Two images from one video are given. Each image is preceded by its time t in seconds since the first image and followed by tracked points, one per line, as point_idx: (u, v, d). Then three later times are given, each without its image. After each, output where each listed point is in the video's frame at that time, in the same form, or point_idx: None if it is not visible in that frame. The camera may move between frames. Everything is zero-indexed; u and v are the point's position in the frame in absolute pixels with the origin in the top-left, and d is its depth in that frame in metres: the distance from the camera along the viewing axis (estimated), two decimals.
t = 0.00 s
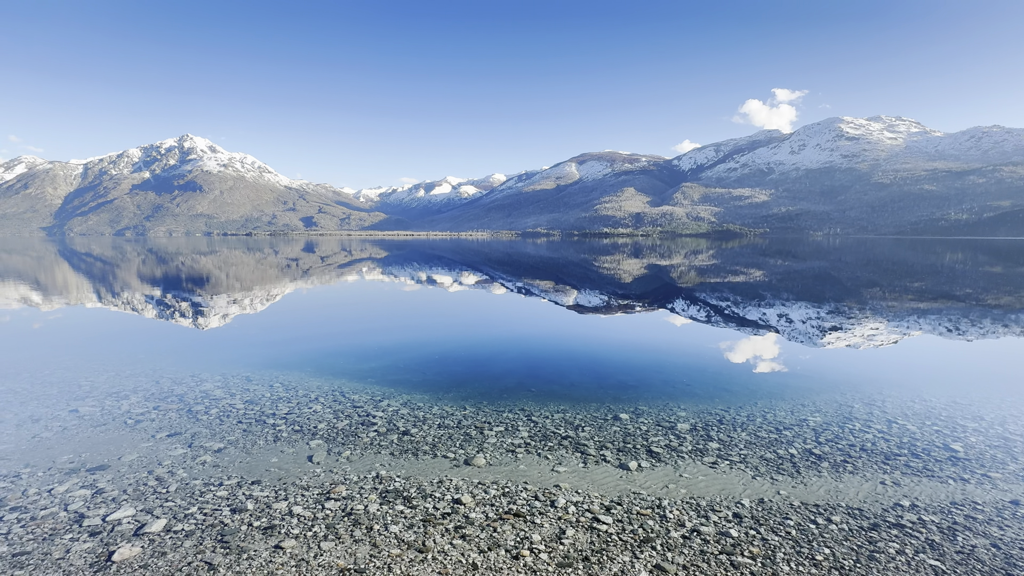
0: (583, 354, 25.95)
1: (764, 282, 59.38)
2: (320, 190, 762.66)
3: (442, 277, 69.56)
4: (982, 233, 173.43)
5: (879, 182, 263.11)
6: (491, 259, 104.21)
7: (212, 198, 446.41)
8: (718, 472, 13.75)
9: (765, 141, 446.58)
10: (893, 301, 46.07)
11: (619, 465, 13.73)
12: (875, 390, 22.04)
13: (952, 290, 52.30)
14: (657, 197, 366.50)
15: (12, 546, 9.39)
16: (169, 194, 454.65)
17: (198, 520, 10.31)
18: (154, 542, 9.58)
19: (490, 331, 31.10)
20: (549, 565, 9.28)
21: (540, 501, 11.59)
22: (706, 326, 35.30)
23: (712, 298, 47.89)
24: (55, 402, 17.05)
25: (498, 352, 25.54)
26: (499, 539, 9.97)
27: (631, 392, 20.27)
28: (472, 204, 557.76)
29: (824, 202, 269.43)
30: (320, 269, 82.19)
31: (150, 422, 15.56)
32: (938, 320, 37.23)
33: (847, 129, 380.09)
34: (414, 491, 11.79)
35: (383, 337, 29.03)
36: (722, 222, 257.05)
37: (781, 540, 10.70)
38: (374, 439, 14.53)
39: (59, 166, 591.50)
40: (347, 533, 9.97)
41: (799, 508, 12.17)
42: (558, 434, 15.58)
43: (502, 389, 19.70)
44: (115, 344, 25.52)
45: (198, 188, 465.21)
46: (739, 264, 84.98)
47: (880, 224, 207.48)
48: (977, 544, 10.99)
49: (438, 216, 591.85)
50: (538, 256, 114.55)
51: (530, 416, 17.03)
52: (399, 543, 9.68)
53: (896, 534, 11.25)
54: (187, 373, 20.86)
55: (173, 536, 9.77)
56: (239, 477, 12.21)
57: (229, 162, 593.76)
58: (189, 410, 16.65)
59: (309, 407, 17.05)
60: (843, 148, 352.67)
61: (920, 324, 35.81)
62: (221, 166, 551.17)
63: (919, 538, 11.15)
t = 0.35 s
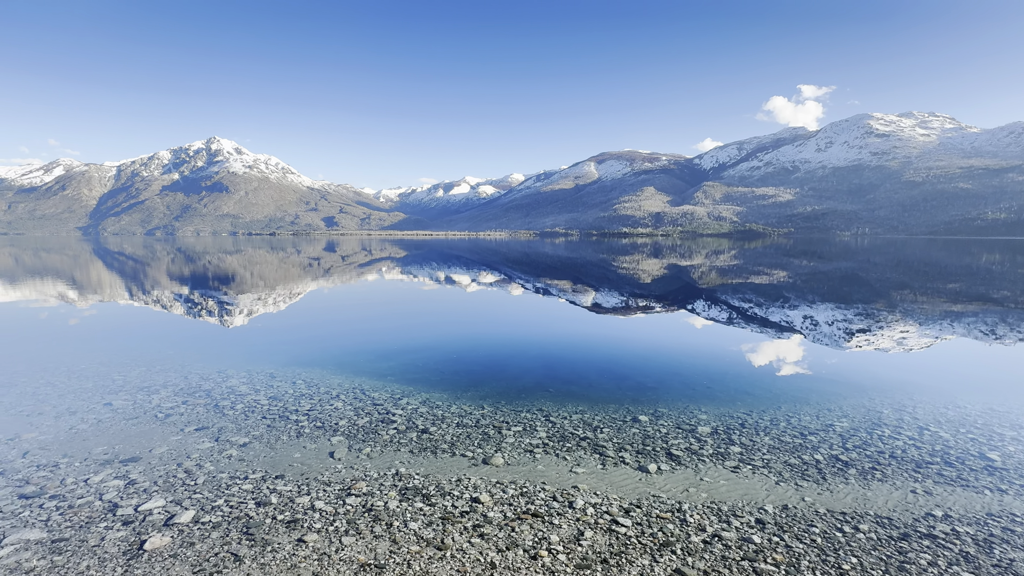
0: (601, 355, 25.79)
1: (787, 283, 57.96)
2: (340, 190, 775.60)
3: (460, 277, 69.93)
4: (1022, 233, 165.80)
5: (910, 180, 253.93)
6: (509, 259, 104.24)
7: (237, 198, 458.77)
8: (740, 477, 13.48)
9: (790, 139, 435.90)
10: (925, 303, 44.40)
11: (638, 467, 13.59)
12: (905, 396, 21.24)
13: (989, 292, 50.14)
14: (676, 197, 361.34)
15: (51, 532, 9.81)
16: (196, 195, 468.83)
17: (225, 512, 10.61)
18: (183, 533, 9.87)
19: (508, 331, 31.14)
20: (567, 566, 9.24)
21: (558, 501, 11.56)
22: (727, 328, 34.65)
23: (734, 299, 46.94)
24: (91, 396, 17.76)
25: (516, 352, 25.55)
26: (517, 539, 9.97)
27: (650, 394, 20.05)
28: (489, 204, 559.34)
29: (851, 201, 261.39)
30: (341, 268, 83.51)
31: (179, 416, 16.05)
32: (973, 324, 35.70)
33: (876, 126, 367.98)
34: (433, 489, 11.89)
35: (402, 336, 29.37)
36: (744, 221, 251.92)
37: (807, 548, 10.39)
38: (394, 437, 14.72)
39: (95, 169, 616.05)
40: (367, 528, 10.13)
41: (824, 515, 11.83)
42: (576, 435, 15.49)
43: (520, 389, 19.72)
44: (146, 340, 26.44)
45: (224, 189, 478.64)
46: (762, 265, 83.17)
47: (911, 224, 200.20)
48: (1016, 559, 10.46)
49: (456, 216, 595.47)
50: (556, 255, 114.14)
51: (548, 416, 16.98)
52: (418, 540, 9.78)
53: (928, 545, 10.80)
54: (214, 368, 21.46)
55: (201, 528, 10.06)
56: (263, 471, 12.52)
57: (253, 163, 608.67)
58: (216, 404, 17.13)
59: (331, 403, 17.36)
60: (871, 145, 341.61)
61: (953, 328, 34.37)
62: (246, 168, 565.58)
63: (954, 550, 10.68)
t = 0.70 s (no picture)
0: (619, 356, 25.57)
1: (813, 285, 56.50)
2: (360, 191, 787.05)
3: (477, 277, 70.26)
4: None
5: (943, 179, 244.64)
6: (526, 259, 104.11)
7: (261, 199, 469.91)
8: (764, 482, 13.18)
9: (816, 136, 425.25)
10: (959, 306, 42.68)
11: (659, 470, 13.41)
12: (938, 402, 20.42)
13: None
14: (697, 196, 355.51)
15: (88, 520, 10.21)
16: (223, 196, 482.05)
17: (251, 505, 10.87)
18: (212, 524, 10.16)
19: (526, 330, 31.15)
20: (587, 568, 9.16)
21: (578, 503, 11.48)
22: (750, 329, 33.96)
23: (756, 301, 45.97)
24: (124, 389, 18.46)
25: (534, 352, 25.53)
26: (536, 539, 9.94)
27: (671, 396, 19.79)
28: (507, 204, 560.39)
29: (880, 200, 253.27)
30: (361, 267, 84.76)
31: (207, 410, 16.52)
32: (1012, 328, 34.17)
33: (908, 122, 355.59)
34: (453, 487, 11.97)
35: (421, 335, 29.66)
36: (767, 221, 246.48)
37: (835, 557, 10.08)
38: (414, 435, 14.86)
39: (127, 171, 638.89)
40: (388, 525, 10.24)
41: (853, 524, 11.47)
42: (596, 436, 15.39)
43: (539, 389, 19.70)
44: (175, 336, 27.32)
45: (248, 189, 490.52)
46: (786, 266, 81.27)
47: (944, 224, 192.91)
48: None
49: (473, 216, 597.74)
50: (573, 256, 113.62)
51: (567, 417, 16.92)
52: (438, 538, 9.84)
53: (965, 559, 10.35)
54: (239, 365, 22.06)
55: (228, 520, 10.32)
56: (287, 466, 12.77)
57: (276, 164, 622.29)
58: (242, 400, 17.57)
59: (352, 401, 17.62)
60: (902, 142, 330.02)
61: (990, 332, 32.96)
62: (269, 169, 578.76)
63: (992, 565, 10.21)
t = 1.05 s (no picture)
0: (638, 357, 25.35)
1: (839, 286, 54.96)
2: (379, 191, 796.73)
3: (495, 276, 70.43)
4: None
5: (979, 177, 234.90)
6: (544, 259, 103.77)
7: (283, 199, 479.88)
8: (788, 488, 12.88)
9: (843, 134, 413.41)
10: (996, 309, 40.93)
11: (680, 473, 13.24)
12: (973, 409, 19.61)
13: None
14: (717, 195, 349.08)
15: (122, 509, 10.60)
16: (246, 197, 493.93)
17: (276, 499, 11.12)
18: (238, 516, 10.41)
19: (544, 331, 31.10)
20: (607, 570, 9.10)
21: (597, 504, 11.41)
22: (773, 331, 33.22)
23: (779, 302, 44.94)
24: (156, 384, 19.10)
25: (552, 353, 25.46)
26: (556, 539, 9.91)
27: (691, 398, 19.51)
28: (525, 204, 559.94)
29: (911, 199, 244.68)
30: (380, 267, 85.84)
31: (233, 405, 16.96)
32: None
33: (941, 118, 342.60)
34: (472, 485, 12.04)
35: (440, 334, 29.90)
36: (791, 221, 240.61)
37: (863, 567, 9.78)
38: (433, 433, 14.99)
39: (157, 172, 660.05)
40: (408, 521, 10.35)
41: (883, 533, 11.11)
42: (615, 438, 15.28)
43: (558, 389, 19.69)
44: (203, 334, 28.11)
45: (271, 190, 501.18)
46: (811, 266, 79.22)
47: (980, 224, 185.24)
48: None
49: (491, 216, 598.81)
50: (591, 256, 112.85)
51: (586, 418, 16.82)
52: (458, 535, 9.90)
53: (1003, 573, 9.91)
54: (263, 361, 22.58)
55: (253, 513, 10.56)
56: (310, 462, 13.02)
57: (298, 165, 634.73)
58: (266, 396, 17.99)
59: (373, 398, 17.89)
60: (935, 139, 317.93)
61: None
62: (291, 170, 590.79)
63: None
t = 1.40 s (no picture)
0: (656, 358, 25.09)
1: (865, 288, 53.40)
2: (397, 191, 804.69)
3: (512, 276, 70.53)
4: None
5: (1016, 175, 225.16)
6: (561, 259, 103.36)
7: (304, 200, 488.86)
8: (812, 493, 12.57)
9: (870, 131, 401.10)
10: None
11: (699, 476, 13.05)
12: (1008, 416, 18.82)
13: None
14: (738, 195, 342.85)
15: (152, 500, 10.96)
16: (268, 197, 504.80)
17: (298, 493, 11.35)
18: (261, 509, 10.66)
19: (561, 331, 31.03)
20: (625, 571, 9.04)
21: (615, 506, 11.33)
22: (795, 334, 32.48)
23: (802, 304, 43.92)
24: (183, 379, 19.69)
25: (569, 353, 25.39)
26: (573, 540, 9.88)
27: (711, 400, 19.23)
28: (542, 204, 558.86)
29: (942, 199, 236.05)
30: (398, 266, 86.71)
31: (256, 401, 17.37)
32: None
33: (976, 114, 329.46)
34: (489, 484, 12.08)
35: (457, 333, 30.08)
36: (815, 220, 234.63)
37: None
38: (451, 431, 15.10)
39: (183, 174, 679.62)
40: (427, 518, 10.46)
41: (912, 542, 10.74)
42: (633, 439, 15.14)
43: (575, 390, 19.64)
44: (227, 331, 28.82)
45: (292, 190, 510.90)
46: (836, 267, 77.12)
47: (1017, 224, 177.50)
48: None
49: (507, 216, 599.22)
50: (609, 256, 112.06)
51: (603, 419, 16.71)
52: (475, 533, 9.95)
53: None
54: (285, 359, 23.05)
55: (276, 506, 10.81)
56: (331, 457, 13.26)
57: (318, 166, 645.94)
58: (289, 392, 18.40)
59: (392, 396, 18.12)
60: (970, 135, 305.89)
61: None
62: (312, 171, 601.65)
63: None
